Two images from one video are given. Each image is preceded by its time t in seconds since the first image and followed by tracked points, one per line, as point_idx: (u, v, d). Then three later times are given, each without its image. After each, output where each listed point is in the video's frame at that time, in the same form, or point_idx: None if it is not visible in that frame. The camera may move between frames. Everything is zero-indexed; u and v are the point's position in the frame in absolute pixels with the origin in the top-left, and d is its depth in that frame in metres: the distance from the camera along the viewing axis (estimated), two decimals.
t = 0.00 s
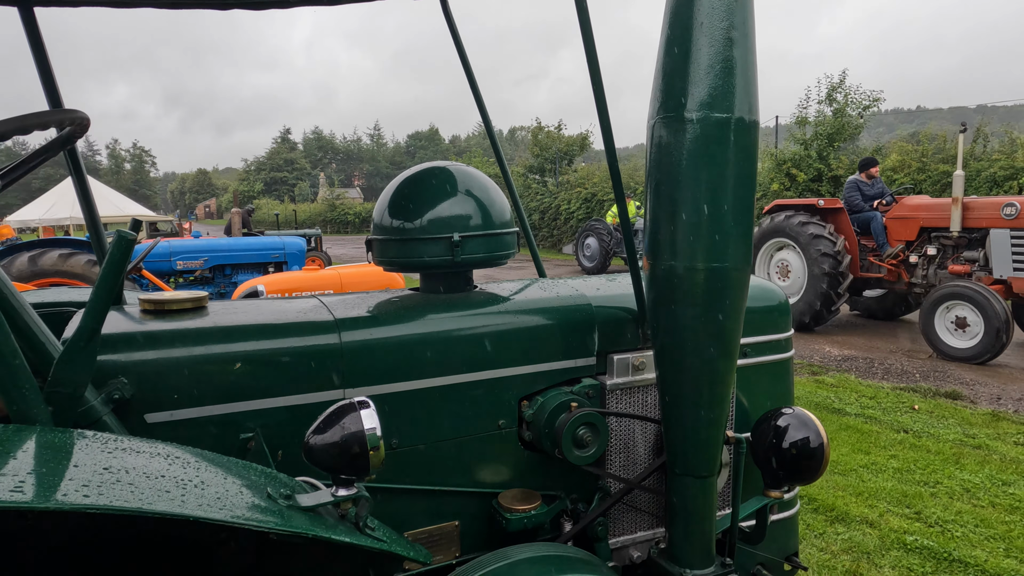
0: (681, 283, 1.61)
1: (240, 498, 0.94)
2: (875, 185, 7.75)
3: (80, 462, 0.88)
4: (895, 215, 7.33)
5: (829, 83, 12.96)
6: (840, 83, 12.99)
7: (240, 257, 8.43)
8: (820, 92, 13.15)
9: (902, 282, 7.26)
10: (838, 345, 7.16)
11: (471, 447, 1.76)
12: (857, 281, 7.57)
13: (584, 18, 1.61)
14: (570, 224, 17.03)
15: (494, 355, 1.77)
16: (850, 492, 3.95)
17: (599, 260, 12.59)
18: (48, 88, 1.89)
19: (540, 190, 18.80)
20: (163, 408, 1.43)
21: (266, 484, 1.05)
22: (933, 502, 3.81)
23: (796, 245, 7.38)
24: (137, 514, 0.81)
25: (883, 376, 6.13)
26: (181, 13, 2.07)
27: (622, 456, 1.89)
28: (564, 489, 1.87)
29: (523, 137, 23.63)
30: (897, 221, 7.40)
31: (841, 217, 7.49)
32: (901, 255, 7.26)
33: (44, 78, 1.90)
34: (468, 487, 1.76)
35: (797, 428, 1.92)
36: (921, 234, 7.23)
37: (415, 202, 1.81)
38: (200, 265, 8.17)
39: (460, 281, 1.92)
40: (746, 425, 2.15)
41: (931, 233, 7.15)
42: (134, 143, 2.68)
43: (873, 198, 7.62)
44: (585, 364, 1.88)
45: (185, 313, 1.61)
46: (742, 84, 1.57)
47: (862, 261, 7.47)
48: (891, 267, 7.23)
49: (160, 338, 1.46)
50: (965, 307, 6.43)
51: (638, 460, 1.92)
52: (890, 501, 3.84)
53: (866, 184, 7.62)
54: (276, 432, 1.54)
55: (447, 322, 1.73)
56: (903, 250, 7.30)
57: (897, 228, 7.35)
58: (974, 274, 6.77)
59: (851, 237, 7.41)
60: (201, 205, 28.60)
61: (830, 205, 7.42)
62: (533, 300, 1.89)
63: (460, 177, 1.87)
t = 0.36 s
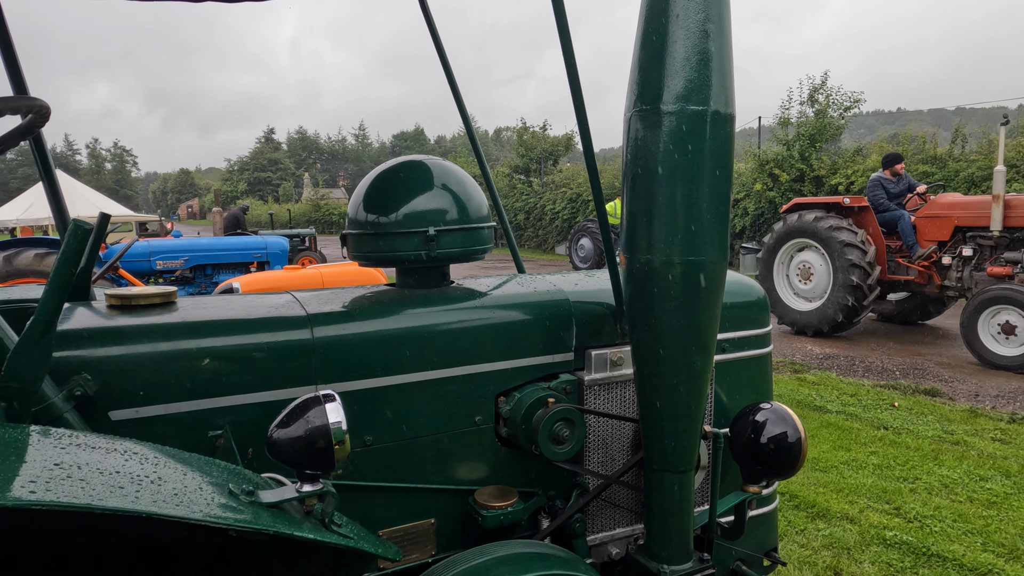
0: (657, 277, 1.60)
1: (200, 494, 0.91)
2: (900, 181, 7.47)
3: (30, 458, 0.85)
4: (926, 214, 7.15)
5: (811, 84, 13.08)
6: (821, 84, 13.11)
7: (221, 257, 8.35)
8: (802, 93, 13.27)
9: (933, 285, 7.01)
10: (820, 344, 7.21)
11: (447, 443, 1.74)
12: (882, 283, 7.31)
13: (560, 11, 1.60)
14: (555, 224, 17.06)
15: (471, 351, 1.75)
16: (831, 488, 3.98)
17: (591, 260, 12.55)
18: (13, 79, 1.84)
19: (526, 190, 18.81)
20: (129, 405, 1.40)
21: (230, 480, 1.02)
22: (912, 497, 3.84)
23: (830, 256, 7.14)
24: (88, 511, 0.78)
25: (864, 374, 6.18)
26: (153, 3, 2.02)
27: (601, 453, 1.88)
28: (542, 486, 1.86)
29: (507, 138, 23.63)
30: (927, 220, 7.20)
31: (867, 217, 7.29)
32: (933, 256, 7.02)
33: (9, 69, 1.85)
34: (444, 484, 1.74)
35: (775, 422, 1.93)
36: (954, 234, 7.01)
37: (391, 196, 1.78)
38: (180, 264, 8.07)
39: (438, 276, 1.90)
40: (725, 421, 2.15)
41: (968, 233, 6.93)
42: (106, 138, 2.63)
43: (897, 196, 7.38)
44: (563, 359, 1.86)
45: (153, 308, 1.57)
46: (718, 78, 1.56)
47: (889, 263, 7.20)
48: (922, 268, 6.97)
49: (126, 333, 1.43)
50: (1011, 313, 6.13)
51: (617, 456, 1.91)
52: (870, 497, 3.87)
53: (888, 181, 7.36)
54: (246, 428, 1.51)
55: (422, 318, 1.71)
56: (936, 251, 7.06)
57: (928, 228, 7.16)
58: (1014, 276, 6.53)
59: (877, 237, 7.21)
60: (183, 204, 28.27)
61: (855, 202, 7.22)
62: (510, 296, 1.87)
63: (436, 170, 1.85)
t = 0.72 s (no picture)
0: (633, 275, 1.59)
1: (155, 499, 0.89)
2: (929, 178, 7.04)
3: None
4: (960, 214, 6.73)
5: (792, 85, 13.19)
6: (802, 86, 13.23)
7: (200, 257, 8.25)
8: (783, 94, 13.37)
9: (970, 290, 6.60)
10: (802, 343, 7.27)
11: (423, 444, 1.71)
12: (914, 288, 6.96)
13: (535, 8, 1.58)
14: (539, 224, 17.08)
15: (447, 350, 1.73)
16: (811, 486, 4.01)
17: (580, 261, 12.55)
18: None
19: (510, 191, 18.79)
20: (92, 408, 1.36)
21: (190, 484, 0.99)
22: (890, 494, 3.87)
23: (859, 291, 6.78)
24: (34, 516, 0.76)
25: (844, 373, 6.25)
26: None
27: (578, 452, 1.87)
28: (519, 486, 1.84)
29: (491, 138, 23.63)
30: (961, 220, 6.77)
31: (897, 217, 6.93)
32: (971, 259, 6.58)
33: None
34: (420, 485, 1.72)
35: (752, 421, 1.93)
36: (994, 235, 6.54)
37: (365, 194, 1.76)
38: (158, 265, 7.95)
39: (414, 275, 1.88)
40: (703, 420, 2.15)
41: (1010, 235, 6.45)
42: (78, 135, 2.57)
43: (927, 194, 6.94)
44: (541, 359, 1.85)
45: (120, 309, 1.53)
46: (693, 76, 1.56)
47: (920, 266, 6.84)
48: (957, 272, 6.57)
49: (90, 334, 1.39)
50: None
51: (594, 456, 1.90)
52: (849, 494, 3.90)
53: (919, 179, 6.94)
54: (215, 431, 1.48)
55: (397, 317, 1.69)
56: (974, 254, 6.61)
57: (963, 229, 6.72)
58: None
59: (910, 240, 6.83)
60: (164, 205, 27.93)
61: (886, 202, 6.87)
62: (487, 295, 1.86)
63: (412, 168, 1.83)
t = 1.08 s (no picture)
0: (612, 275, 1.59)
1: (115, 505, 0.86)
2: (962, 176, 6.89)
3: None
4: (995, 215, 6.47)
5: (773, 87, 13.32)
6: (783, 88, 13.36)
7: (180, 258, 8.14)
8: (764, 96, 13.49)
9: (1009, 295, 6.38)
10: (783, 342, 7.33)
11: (400, 446, 1.69)
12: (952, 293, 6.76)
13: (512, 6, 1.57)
14: (524, 224, 17.11)
15: (425, 351, 1.71)
16: (792, 485, 4.03)
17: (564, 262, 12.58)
18: None
19: (494, 191, 18.75)
20: (57, 411, 1.33)
21: (154, 489, 0.97)
22: (869, 492, 3.91)
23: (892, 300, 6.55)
24: None
25: (824, 371, 6.31)
26: None
27: (557, 453, 1.86)
28: (497, 487, 1.83)
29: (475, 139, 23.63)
30: (997, 222, 6.50)
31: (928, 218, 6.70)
32: (1010, 263, 6.35)
33: None
34: (397, 488, 1.70)
35: (731, 421, 1.93)
36: None
37: (342, 193, 1.73)
38: (136, 266, 7.84)
39: (392, 275, 1.86)
40: (683, 420, 2.15)
41: None
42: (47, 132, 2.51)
43: (961, 193, 6.78)
44: (519, 359, 1.84)
45: (87, 309, 1.49)
46: (671, 75, 1.55)
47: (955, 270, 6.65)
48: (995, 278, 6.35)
49: (54, 335, 1.36)
50: None
51: (574, 457, 1.89)
52: (829, 492, 3.93)
53: (952, 177, 6.76)
54: (184, 435, 1.45)
55: (373, 318, 1.67)
56: (1014, 257, 6.36)
57: (1000, 231, 6.45)
58: None
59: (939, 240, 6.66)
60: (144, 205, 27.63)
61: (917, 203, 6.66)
62: (466, 295, 1.84)
63: (389, 167, 1.81)
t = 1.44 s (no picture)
0: (585, 275, 1.58)
1: (67, 514, 0.84)
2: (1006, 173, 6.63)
3: None
4: None
5: (753, 89, 13.45)
6: (763, 89, 13.49)
7: (157, 259, 8.02)
8: (745, 97, 13.61)
9: None
10: (763, 342, 7.39)
11: (372, 449, 1.67)
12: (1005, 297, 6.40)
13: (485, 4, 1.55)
14: (507, 225, 17.13)
15: (398, 352, 1.69)
16: (771, 483, 4.05)
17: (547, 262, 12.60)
18: None
19: (477, 191, 18.73)
20: (16, 417, 1.29)
21: (110, 495, 0.95)
22: (846, 490, 3.94)
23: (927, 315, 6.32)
24: None
25: (802, 370, 6.37)
26: None
27: (533, 455, 1.85)
28: (472, 490, 1.81)
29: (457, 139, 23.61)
30: None
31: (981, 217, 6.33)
32: None
33: None
34: (370, 491, 1.68)
35: (707, 421, 1.93)
36: None
37: (313, 193, 1.71)
38: (112, 267, 7.74)
39: (364, 276, 1.84)
40: (659, 421, 2.15)
41: None
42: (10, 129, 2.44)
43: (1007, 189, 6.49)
44: (494, 360, 1.83)
45: (48, 312, 1.45)
46: (644, 74, 1.55)
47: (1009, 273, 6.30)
48: None
49: (13, 339, 1.31)
50: None
51: (549, 458, 1.88)
52: (807, 490, 3.96)
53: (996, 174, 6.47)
54: (150, 440, 1.42)
55: (345, 319, 1.64)
56: None
57: None
58: None
59: (991, 244, 6.28)
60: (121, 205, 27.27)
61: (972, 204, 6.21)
62: (440, 296, 1.82)
63: (362, 166, 1.78)
